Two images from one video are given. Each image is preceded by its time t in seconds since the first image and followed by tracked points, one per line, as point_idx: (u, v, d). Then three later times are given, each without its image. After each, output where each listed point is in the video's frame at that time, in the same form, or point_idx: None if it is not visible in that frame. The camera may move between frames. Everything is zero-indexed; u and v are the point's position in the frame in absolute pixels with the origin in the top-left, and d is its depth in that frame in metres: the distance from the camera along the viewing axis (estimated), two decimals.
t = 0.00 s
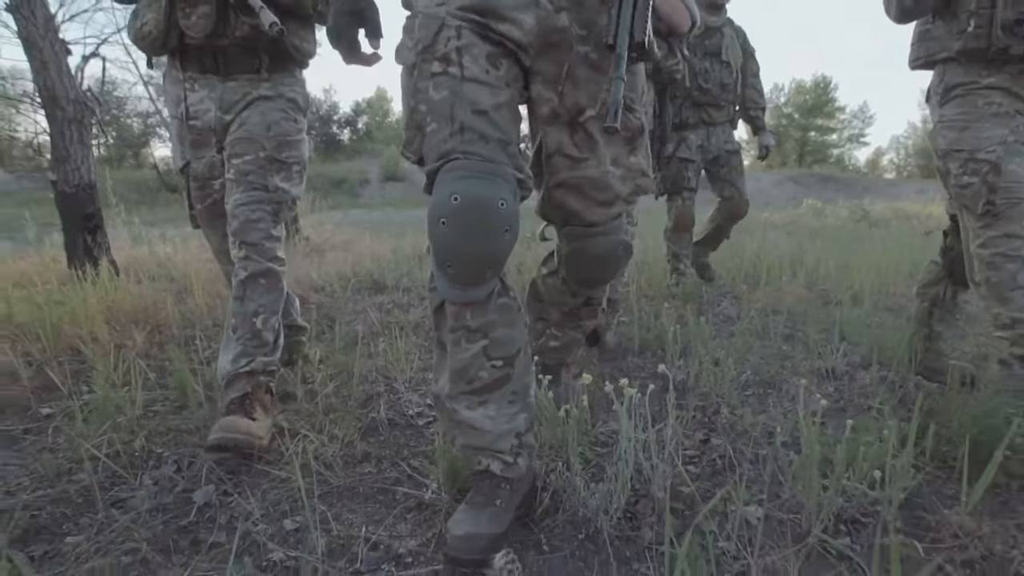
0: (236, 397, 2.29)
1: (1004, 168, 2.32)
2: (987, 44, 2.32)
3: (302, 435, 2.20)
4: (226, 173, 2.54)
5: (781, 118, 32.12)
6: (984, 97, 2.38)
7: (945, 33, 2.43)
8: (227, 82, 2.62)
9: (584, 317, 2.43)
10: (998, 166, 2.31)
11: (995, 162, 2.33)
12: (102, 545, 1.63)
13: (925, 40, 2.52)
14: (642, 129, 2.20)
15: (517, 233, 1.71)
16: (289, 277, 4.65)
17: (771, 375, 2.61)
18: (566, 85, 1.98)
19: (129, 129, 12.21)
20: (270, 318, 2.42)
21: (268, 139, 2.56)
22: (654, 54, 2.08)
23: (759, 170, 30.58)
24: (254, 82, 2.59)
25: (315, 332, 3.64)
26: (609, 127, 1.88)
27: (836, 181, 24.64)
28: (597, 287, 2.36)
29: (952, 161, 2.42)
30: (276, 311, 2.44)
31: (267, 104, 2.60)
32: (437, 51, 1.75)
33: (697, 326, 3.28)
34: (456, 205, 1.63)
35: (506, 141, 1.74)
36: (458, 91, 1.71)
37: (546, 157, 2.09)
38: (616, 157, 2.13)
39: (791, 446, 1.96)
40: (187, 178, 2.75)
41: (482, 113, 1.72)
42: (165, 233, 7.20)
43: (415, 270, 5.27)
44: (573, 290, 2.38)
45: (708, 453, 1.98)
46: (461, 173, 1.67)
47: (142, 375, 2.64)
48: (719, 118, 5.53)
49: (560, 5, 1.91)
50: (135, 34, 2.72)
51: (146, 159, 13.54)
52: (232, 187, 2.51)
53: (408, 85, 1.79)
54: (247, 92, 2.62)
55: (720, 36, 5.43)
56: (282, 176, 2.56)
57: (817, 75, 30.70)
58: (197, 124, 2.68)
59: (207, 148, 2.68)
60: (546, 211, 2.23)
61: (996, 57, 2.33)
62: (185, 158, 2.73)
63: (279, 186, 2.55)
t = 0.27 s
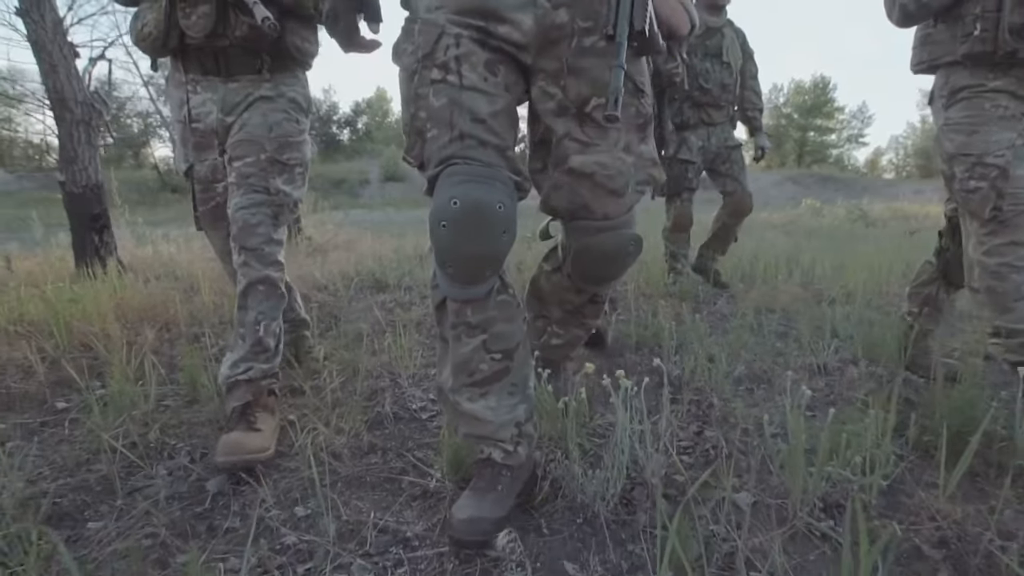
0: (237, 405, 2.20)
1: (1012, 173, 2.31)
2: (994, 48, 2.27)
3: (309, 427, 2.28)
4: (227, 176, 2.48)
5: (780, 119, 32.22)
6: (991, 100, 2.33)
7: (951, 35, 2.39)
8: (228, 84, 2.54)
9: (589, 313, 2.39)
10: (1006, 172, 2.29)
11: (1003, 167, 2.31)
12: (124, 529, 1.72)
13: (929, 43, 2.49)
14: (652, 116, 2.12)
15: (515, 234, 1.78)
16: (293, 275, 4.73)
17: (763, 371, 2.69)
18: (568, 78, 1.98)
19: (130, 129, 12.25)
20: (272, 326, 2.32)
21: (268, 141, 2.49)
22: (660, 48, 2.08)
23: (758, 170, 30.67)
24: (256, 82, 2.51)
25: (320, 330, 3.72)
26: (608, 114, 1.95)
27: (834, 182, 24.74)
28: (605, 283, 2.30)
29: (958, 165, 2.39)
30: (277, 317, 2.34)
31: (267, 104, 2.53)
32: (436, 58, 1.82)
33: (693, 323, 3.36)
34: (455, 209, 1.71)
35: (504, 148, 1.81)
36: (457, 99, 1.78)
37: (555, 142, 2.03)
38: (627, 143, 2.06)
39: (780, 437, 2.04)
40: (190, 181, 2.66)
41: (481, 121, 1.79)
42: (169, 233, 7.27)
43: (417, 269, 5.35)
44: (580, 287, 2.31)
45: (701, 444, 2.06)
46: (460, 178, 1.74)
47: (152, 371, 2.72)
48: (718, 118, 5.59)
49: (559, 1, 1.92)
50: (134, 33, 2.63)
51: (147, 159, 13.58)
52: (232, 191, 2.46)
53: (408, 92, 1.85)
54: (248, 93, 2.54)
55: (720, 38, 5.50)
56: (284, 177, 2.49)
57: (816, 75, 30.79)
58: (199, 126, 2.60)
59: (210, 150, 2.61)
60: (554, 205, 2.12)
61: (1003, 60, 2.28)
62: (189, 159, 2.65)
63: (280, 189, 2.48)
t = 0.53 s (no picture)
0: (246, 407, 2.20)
1: (1015, 178, 2.18)
2: (1001, 47, 2.15)
3: (317, 420, 2.37)
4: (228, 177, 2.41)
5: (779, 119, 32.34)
6: (995, 101, 2.21)
7: (953, 35, 2.27)
8: (231, 81, 2.49)
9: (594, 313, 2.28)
10: (1009, 176, 2.16)
11: (1007, 171, 2.18)
12: (146, 513, 1.82)
13: (929, 44, 2.37)
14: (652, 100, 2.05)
15: (514, 235, 1.87)
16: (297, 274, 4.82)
17: (754, 367, 2.78)
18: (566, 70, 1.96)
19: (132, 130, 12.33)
20: (279, 331, 2.30)
21: (269, 137, 2.42)
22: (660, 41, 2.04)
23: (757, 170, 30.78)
24: (258, 79, 2.45)
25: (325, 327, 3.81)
26: (607, 107, 1.91)
27: (832, 182, 24.85)
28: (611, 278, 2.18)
29: (960, 167, 2.27)
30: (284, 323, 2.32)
31: (270, 101, 2.45)
32: (436, 69, 1.90)
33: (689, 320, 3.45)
34: (457, 213, 1.80)
35: (502, 155, 1.91)
36: (457, 109, 1.88)
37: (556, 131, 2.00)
38: (629, 128, 2.00)
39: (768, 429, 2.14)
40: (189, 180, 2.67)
41: (480, 130, 1.88)
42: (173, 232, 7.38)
43: (418, 269, 5.45)
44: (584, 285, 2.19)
45: (694, 435, 2.16)
46: (461, 184, 1.84)
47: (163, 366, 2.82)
48: (718, 120, 5.63)
49: None
50: (140, 33, 2.61)
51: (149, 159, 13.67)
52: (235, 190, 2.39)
53: (410, 101, 1.94)
54: (250, 89, 2.47)
55: (721, 40, 5.56)
56: (285, 174, 2.42)
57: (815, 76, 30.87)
58: (202, 125, 2.59)
59: (210, 150, 2.60)
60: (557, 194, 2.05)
61: (1007, 61, 2.17)
62: (188, 159, 2.66)
63: (280, 185, 2.41)
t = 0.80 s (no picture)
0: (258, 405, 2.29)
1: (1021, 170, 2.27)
2: (1005, 39, 2.25)
3: (327, 411, 2.47)
4: (240, 181, 2.46)
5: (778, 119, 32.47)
6: (999, 92, 2.30)
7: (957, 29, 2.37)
8: (235, 78, 2.54)
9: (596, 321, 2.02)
10: (1016, 168, 2.25)
11: (1013, 163, 2.27)
12: (167, 498, 1.93)
13: (932, 38, 2.46)
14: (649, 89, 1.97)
15: (516, 235, 1.96)
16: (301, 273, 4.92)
17: (747, 362, 2.88)
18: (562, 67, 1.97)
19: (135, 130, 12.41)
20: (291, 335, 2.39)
21: (279, 143, 2.49)
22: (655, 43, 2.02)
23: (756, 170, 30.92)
24: (263, 76, 2.49)
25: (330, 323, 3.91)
26: (601, 106, 1.82)
27: (830, 182, 24.97)
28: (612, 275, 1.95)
29: (965, 160, 2.35)
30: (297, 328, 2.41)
31: (274, 101, 2.50)
32: (440, 80, 1.98)
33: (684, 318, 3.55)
34: (462, 215, 1.90)
35: (503, 162, 1.99)
36: (460, 119, 1.96)
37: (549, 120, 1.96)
38: (623, 111, 1.90)
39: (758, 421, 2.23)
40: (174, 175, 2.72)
41: (482, 139, 1.97)
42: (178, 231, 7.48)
43: (420, 268, 5.54)
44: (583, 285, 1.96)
45: (686, 426, 2.26)
46: (466, 188, 1.93)
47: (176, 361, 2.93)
48: (719, 122, 5.71)
49: None
50: (144, 30, 2.65)
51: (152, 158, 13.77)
52: (248, 195, 2.45)
53: (415, 110, 2.03)
54: (253, 86, 2.51)
55: (722, 43, 5.64)
56: (297, 179, 2.51)
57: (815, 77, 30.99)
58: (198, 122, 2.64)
59: (205, 145, 2.64)
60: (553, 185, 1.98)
61: (1011, 52, 2.26)
62: (178, 155, 2.71)
63: (296, 191, 2.50)
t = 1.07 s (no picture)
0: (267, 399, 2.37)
1: (1016, 174, 2.36)
2: (1001, 36, 2.31)
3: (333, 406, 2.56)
4: (248, 184, 2.54)
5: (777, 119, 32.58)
6: (998, 93, 2.38)
7: (956, 26, 2.42)
8: (238, 76, 2.62)
9: (599, 328, 1.99)
10: (1011, 172, 2.34)
11: (1009, 167, 2.36)
12: (180, 488, 2.02)
13: (930, 34, 2.53)
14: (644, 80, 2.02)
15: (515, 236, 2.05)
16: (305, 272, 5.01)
17: (740, 359, 2.97)
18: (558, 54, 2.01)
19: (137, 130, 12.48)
20: (302, 336, 2.48)
21: (286, 146, 2.57)
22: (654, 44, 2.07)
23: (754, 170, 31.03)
24: (266, 76, 2.56)
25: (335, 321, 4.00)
26: (596, 110, 1.80)
27: (829, 182, 25.08)
28: (612, 269, 1.92)
29: (961, 162, 2.43)
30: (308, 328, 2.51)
31: (281, 104, 2.58)
32: (442, 90, 2.06)
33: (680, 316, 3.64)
34: (463, 218, 1.98)
35: (503, 169, 2.08)
36: (462, 127, 2.05)
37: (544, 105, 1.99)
38: (617, 98, 1.94)
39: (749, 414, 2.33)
40: (165, 168, 2.80)
41: (483, 147, 2.06)
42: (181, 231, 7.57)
43: (422, 268, 5.63)
44: (584, 284, 1.94)
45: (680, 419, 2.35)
46: (468, 192, 2.02)
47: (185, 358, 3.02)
48: (718, 125, 5.78)
49: None
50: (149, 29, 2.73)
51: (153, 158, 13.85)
52: (257, 198, 2.53)
53: (418, 120, 2.11)
54: (257, 85, 2.59)
55: (723, 46, 5.71)
56: (307, 182, 2.59)
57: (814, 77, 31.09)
58: (197, 118, 2.72)
59: (204, 139, 2.72)
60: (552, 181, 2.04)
61: (1007, 49, 2.33)
62: (169, 148, 2.79)
63: (306, 193, 2.58)
